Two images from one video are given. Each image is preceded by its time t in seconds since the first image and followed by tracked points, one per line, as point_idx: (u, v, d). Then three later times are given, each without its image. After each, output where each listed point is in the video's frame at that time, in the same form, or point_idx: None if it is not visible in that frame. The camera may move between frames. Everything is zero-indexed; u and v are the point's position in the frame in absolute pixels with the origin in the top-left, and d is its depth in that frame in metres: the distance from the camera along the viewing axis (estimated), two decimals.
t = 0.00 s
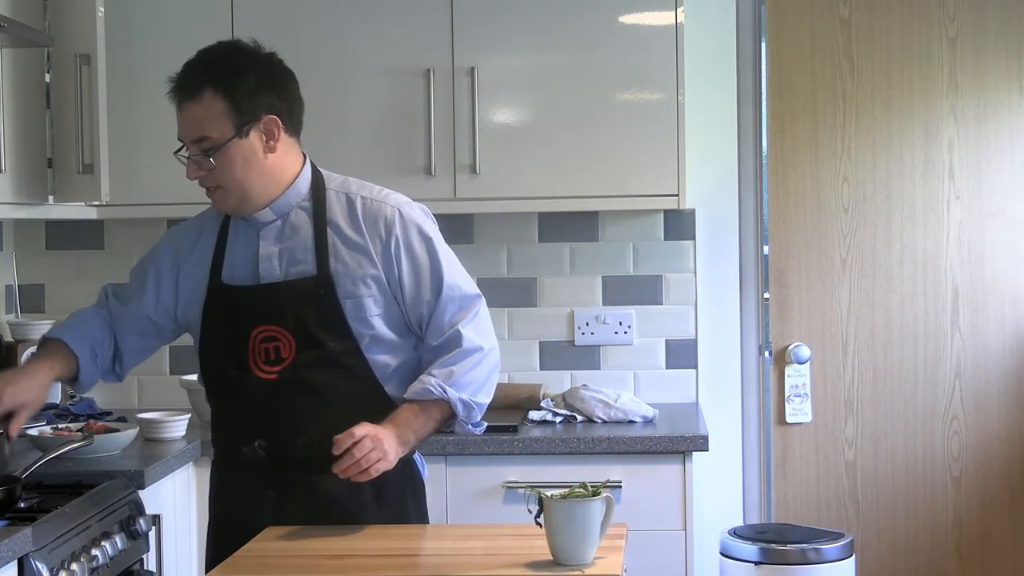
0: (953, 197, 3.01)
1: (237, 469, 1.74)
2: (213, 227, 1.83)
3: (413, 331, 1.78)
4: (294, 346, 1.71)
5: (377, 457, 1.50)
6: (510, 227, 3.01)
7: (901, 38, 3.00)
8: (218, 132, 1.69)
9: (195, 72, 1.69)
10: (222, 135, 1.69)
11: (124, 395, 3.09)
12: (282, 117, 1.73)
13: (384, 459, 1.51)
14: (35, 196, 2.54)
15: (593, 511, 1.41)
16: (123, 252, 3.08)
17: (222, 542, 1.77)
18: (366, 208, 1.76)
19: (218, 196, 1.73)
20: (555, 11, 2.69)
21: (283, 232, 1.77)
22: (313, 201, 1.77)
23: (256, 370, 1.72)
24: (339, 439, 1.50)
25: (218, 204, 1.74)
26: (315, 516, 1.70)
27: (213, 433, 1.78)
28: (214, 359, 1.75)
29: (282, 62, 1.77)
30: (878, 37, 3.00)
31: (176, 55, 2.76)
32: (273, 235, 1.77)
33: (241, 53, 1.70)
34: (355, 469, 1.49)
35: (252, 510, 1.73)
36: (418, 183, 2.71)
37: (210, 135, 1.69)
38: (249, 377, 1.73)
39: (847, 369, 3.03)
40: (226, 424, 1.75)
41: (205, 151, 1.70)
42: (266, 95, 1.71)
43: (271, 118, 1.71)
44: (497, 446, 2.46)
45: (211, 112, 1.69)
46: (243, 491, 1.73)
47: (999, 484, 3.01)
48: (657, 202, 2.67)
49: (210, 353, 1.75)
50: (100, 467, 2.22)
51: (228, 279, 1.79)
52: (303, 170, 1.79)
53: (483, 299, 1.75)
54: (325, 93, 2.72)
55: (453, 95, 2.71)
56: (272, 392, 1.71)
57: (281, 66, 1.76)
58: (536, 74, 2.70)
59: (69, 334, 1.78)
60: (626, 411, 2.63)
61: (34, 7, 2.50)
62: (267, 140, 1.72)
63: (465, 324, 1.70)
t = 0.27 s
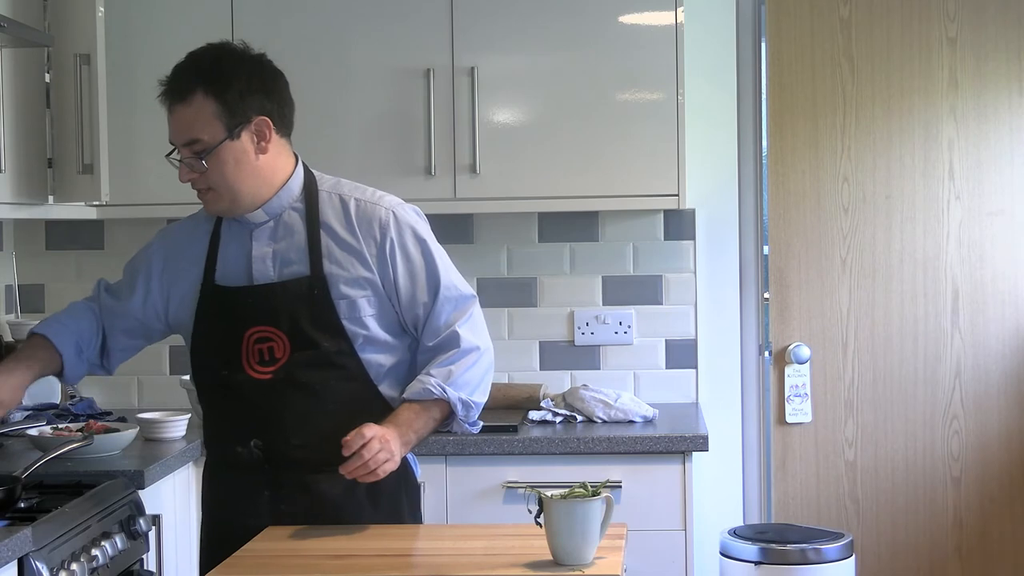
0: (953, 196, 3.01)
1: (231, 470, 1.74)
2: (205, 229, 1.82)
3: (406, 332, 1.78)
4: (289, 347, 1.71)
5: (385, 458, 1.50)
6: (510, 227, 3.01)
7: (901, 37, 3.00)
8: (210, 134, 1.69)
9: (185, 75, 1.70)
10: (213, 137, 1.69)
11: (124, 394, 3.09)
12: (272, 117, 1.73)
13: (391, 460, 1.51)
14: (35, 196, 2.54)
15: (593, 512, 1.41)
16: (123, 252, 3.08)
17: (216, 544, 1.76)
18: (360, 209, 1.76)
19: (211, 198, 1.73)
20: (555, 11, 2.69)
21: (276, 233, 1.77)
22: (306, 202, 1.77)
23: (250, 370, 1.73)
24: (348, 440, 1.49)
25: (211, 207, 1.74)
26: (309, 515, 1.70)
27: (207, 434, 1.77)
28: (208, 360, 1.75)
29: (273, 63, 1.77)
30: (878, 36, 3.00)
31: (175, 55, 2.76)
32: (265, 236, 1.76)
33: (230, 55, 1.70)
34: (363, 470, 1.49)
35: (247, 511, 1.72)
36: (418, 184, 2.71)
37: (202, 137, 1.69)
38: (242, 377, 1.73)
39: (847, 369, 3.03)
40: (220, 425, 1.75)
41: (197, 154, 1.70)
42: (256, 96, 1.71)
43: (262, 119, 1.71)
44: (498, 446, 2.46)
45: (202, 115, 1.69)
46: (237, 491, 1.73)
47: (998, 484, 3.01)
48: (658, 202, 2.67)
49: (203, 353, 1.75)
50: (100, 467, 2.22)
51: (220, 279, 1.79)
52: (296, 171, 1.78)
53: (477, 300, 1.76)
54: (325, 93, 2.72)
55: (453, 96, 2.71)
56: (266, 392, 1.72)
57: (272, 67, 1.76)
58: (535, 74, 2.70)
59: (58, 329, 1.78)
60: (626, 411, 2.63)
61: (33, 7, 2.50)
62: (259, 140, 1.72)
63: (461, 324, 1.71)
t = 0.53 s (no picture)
0: (953, 196, 3.01)
1: (227, 468, 1.74)
2: (202, 227, 1.83)
3: (400, 332, 1.78)
4: (283, 346, 1.71)
5: (367, 455, 1.50)
6: (510, 227, 3.01)
7: (900, 37, 3.00)
8: (208, 131, 1.68)
9: (181, 74, 1.69)
10: (211, 135, 1.68)
11: (124, 394, 3.09)
12: (269, 116, 1.73)
13: (373, 457, 1.51)
14: (35, 196, 2.54)
15: (593, 512, 1.41)
16: (122, 252, 3.08)
17: (214, 543, 1.76)
18: (354, 209, 1.76)
19: (208, 196, 1.72)
20: (555, 11, 2.69)
21: (272, 232, 1.77)
22: (301, 202, 1.77)
23: (245, 368, 1.72)
24: (330, 435, 1.50)
25: (208, 205, 1.73)
26: (304, 513, 1.70)
27: (203, 433, 1.77)
28: (203, 359, 1.75)
29: (268, 62, 1.77)
30: (878, 36, 3.00)
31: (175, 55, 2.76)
32: (261, 236, 1.76)
33: (225, 55, 1.70)
34: (344, 466, 1.49)
35: (241, 509, 1.72)
36: (418, 184, 2.71)
37: (199, 135, 1.68)
38: (237, 375, 1.72)
39: (847, 369, 3.03)
40: (215, 424, 1.75)
41: (194, 152, 1.69)
42: (253, 95, 1.71)
43: (259, 117, 1.71)
44: (498, 446, 2.46)
45: (199, 113, 1.68)
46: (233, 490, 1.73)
47: (998, 484, 3.01)
48: (658, 202, 2.67)
49: (198, 353, 1.75)
50: (100, 467, 2.22)
51: (216, 279, 1.79)
52: (292, 170, 1.79)
53: (470, 301, 1.76)
54: (325, 93, 2.72)
55: (453, 96, 2.71)
56: (261, 391, 1.71)
57: (267, 67, 1.76)
58: (535, 74, 2.70)
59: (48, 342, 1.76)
60: (626, 411, 2.63)
61: (33, 7, 2.50)
62: (256, 139, 1.72)
63: (452, 325, 1.71)
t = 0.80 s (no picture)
0: (953, 196, 3.01)
1: (228, 468, 1.73)
2: (202, 227, 1.83)
3: (401, 333, 1.79)
4: (285, 346, 1.71)
5: (375, 454, 1.50)
6: (510, 227, 3.01)
7: (901, 37, 3.00)
8: (213, 128, 1.68)
9: (186, 71, 1.70)
10: (216, 131, 1.68)
11: (124, 394, 3.09)
12: (273, 114, 1.74)
13: (381, 457, 1.51)
14: (36, 196, 2.54)
15: (594, 512, 1.41)
16: (123, 252, 3.08)
17: (215, 544, 1.76)
18: (356, 210, 1.77)
19: (211, 194, 1.72)
20: (555, 11, 2.69)
21: (273, 233, 1.76)
22: (303, 203, 1.77)
23: (246, 368, 1.72)
24: (338, 435, 1.50)
25: (211, 203, 1.73)
26: (305, 514, 1.70)
27: (205, 433, 1.77)
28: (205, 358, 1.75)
29: (272, 62, 1.78)
30: (878, 36, 3.00)
31: (175, 55, 2.76)
32: (262, 236, 1.76)
33: (230, 53, 1.71)
34: (352, 466, 1.49)
35: (243, 509, 1.72)
36: (418, 184, 2.71)
37: (204, 132, 1.68)
38: (238, 375, 1.72)
39: (847, 369, 3.03)
40: (217, 424, 1.75)
41: (198, 149, 1.69)
42: (258, 94, 1.72)
43: (264, 115, 1.72)
44: (498, 446, 2.46)
45: (204, 110, 1.68)
46: (234, 490, 1.73)
47: (998, 484, 3.01)
48: (658, 202, 2.67)
49: (199, 352, 1.75)
50: (100, 467, 2.23)
51: (217, 279, 1.79)
52: (294, 171, 1.79)
53: (472, 302, 1.77)
54: (325, 93, 2.72)
55: (453, 96, 2.71)
56: (262, 390, 1.71)
57: (271, 66, 1.77)
58: (535, 74, 2.70)
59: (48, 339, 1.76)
60: (626, 411, 2.63)
61: (33, 7, 2.50)
62: (260, 137, 1.72)
63: (455, 325, 1.71)
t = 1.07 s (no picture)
0: (953, 196, 3.01)
1: (230, 468, 1.73)
2: (204, 227, 1.83)
3: (404, 333, 1.79)
4: (288, 346, 1.71)
5: (380, 455, 1.50)
6: (510, 226, 3.01)
7: (901, 37, 3.00)
8: (218, 127, 1.68)
9: (192, 69, 1.70)
10: (221, 130, 1.68)
11: (123, 394, 3.09)
12: (278, 114, 1.74)
13: (386, 458, 1.51)
14: (36, 196, 2.54)
15: (594, 512, 1.41)
16: (123, 252, 3.08)
17: (215, 543, 1.76)
18: (360, 210, 1.77)
19: (214, 193, 1.71)
20: (555, 11, 2.69)
21: (277, 232, 1.77)
22: (306, 203, 1.77)
23: (249, 368, 1.72)
24: (343, 436, 1.50)
25: (213, 202, 1.72)
26: (307, 514, 1.70)
27: (206, 433, 1.77)
28: (208, 358, 1.75)
29: (277, 63, 1.78)
30: (878, 35, 3.00)
31: (175, 55, 2.76)
32: (265, 236, 1.76)
33: (236, 53, 1.71)
34: (357, 467, 1.49)
35: (244, 509, 1.72)
36: (418, 183, 2.71)
37: (209, 130, 1.68)
38: (241, 374, 1.72)
39: (847, 369, 3.03)
40: (219, 423, 1.75)
41: (203, 148, 1.68)
42: (263, 94, 1.72)
43: (269, 115, 1.72)
44: (498, 446, 2.46)
45: (209, 109, 1.68)
46: (235, 490, 1.73)
47: (998, 484, 3.01)
48: (658, 202, 2.67)
49: (202, 352, 1.75)
50: (100, 467, 2.23)
51: (219, 279, 1.79)
52: (297, 171, 1.79)
53: (474, 303, 1.77)
54: (325, 93, 2.72)
55: (453, 96, 2.71)
56: (265, 390, 1.71)
57: (276, 67, 1.77)
58: (535, 74, 2.70)
59: (56, 340, 1.76)
60: (626, 411, 2.63)
61: (33, 7, 2.50)
62: (265, 137, 1.72)
63: (459, 326, 1.72)
